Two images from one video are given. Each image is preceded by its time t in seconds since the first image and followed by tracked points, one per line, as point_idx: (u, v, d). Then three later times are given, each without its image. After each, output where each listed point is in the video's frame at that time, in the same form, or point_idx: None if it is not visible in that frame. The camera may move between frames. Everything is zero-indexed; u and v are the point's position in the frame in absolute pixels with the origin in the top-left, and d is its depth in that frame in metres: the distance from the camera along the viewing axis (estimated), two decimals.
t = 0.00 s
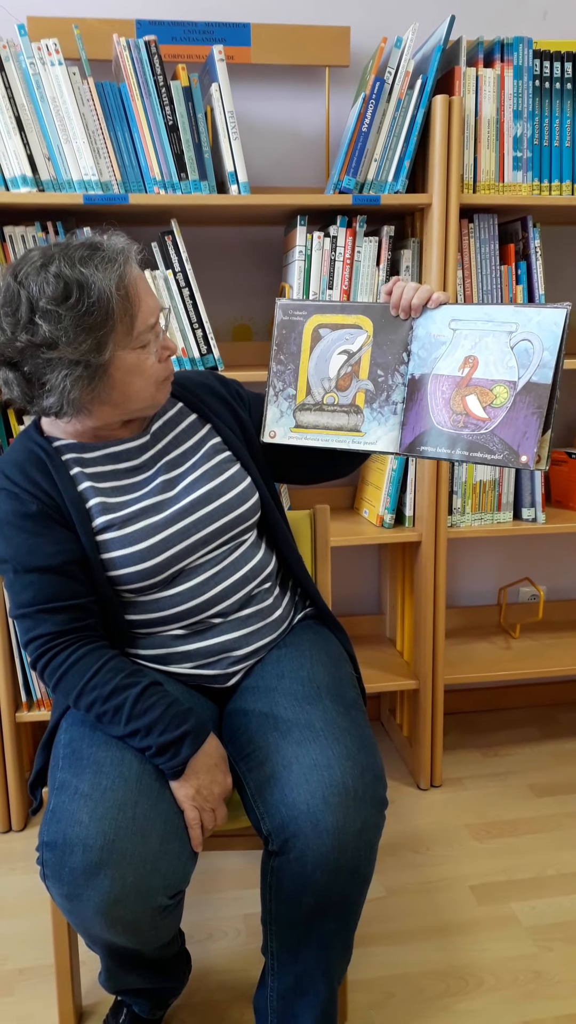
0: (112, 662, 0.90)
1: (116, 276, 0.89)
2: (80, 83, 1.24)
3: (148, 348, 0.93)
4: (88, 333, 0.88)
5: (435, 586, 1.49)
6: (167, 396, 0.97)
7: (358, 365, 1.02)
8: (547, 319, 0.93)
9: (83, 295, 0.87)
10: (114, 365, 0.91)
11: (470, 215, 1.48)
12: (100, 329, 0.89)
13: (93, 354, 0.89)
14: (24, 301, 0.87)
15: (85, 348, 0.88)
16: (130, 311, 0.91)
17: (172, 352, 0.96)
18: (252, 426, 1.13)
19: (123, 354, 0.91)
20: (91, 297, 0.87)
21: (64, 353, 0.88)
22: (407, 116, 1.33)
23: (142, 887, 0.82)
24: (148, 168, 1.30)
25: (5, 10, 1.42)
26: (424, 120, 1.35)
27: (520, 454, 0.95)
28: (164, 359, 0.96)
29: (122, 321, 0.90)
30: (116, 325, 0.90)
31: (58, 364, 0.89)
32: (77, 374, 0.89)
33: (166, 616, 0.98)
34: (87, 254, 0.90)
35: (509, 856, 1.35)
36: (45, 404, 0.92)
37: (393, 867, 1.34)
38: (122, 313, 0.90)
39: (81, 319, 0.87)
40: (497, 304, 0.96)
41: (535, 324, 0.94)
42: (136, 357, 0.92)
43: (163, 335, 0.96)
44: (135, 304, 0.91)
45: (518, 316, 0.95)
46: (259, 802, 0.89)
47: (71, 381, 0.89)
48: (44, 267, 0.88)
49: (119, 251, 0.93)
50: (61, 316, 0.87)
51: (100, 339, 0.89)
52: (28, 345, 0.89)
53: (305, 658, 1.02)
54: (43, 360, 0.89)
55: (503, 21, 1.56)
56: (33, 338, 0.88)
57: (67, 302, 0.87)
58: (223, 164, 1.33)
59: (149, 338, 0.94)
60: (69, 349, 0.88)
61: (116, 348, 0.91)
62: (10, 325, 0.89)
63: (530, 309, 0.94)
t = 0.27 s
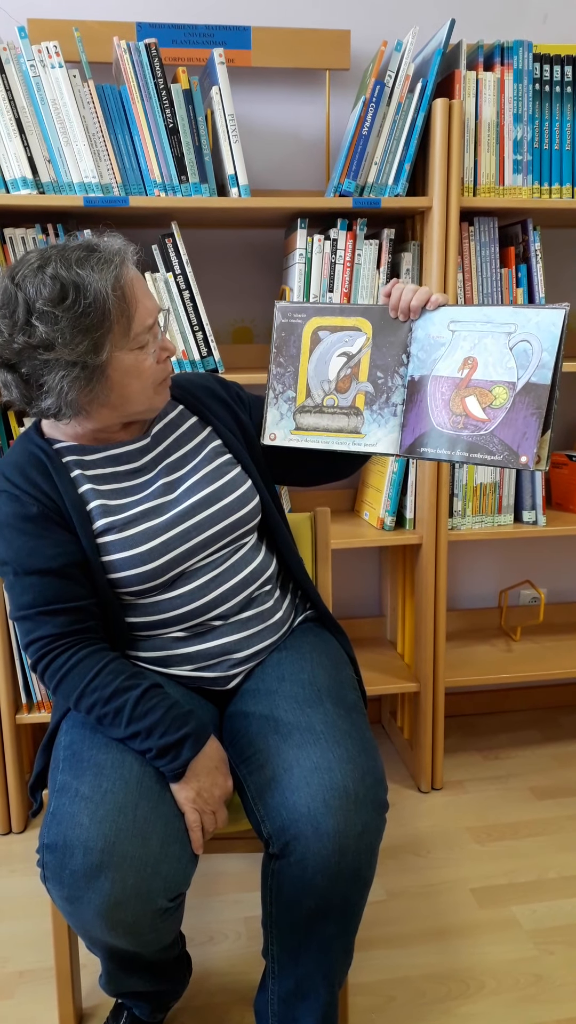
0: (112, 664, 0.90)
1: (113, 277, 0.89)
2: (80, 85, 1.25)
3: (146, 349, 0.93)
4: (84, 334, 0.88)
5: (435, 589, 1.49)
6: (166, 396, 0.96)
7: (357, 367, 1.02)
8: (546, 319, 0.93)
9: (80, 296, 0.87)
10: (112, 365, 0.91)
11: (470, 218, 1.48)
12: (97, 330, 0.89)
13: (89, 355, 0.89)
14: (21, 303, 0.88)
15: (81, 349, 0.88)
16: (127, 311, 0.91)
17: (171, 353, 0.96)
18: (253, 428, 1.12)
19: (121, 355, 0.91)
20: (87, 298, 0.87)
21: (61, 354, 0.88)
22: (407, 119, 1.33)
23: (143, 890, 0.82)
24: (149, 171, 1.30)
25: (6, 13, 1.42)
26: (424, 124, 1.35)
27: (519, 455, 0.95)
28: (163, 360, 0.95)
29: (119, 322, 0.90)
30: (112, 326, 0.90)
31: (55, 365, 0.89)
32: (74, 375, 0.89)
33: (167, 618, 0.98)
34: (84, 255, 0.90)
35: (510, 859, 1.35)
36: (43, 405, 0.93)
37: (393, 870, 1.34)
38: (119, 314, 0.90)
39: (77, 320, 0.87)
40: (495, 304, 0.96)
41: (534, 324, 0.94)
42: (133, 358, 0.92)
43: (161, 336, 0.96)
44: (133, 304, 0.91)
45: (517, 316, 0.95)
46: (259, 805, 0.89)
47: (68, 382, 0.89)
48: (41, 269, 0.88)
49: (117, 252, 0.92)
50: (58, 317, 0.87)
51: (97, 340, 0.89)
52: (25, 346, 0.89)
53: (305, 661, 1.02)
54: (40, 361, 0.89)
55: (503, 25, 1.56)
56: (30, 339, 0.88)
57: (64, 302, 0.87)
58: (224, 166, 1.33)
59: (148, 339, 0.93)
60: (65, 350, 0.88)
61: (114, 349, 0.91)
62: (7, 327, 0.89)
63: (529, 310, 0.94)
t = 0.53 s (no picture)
0: (112, 665, 0.90)
1: (110, 276, 0.89)
2: (81, 88, 1.25)
3: (145, 348, 0.93)
4: (82, 333, 0.88)
5: (435, 590, 1.49)
6: (166, 396, 0.97)
7: (358, 370, 1.02)
8: (547, 323, 0.93)
9: (77, 296, 0.87)
10: (110, 365, 0.91)
11: (470, 220, 1.49)
12: (94, 330, 0.89)
13: (88, 354, 0.89)
14: (19, 303, 0.88)
15: (79, 348, 0.88)
16: (125, 311, 0.91)
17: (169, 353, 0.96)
18: (255, 430, 1.13)
19: (119, 354, 0.91)
20: (85, 297, 0.87)
21: (59, 353, 0.88)
22: (407, 122, 1.34)
23: (143, 892, 0.82)
24: (149, 173, 1.31)
25: (7, 16, 1.42)
26: (424, 126, 1.35)
27: (520, 458, 0.95)
28: (163, 361, 0.95)
29: (117, 321, 0.90)
30: (110, 325, 0.90)
31: (53, 365, 0.89)
32: (73, 375, 0.89)
33: (166, 620, 0.98)
34: (82, 255, 0.90)
35: (510, 862, 1.35)
36: (42, 405, 0.93)
37: (393, 873, 1.34)
38: (117, 313, 0.90)
39: (75, 320, 0.87)
40: (496, 308, 0.96)
41: (535, 328, 0.93)
42: (132, 357, 0.92)
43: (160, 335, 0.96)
44: (131, 304, 0.91)
45: (518, 320, 0.95)
46: (260, 807, 0.89)
47: (66, 382, 0.89)
48: (39, 269, 0.88)
49: (114, 252, 0.92)
50: (55, 316, 0.87)
51: (95, 339, 0.89)
52: (23, 347, 0.89)
53: (305, 663, 1.02)
54: (38, 361, 0.89)
55: (503, 28, 1.56)
56: (28, 339, 0.88)
57: (61, 303, 0.87)
58: (224, 169, 1.33)
59: (146, 338, 0.93)
60: (63, 350, 0.88)
61: (112, 348, 0.91)
62: (5, 327, 0.89)
63: (529, 314, 0.94)
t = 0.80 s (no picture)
0: (112, 663, 0.90)
1: (107, 266, 0.89)
2: (80, 85, 1.24)
3: (144, 337, 0.93)
4: (78, 323, 0.88)
5: (435, 587, 1.49)
6: (168, 388, 0.96)
7: (361, 368, 1.02)
8: (551, 320, 0.94)
9: (73, 286, 0.87)
10: (108, 356, 0.91)
11: (469, 217, 1.48)
12: (90, 320, 0.89)
13: (84, 344, 0.89)
14: (17, 294, 0.89)
15: (75, 338, 0.88)
16: (122, 300, 0.90)
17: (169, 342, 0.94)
18: (258, 427, 1.12)
19: (117, 344, 0.91)
20: (81, 287, 0.87)
21: (56, 344, 0.89)
22: (406, 119, 1.33)
23: (143, 889, 0.82)
24: (148, 170, 1.30)
25: (5, 12, 1.42)
26: (424, 123, 1.35)
27: (525, 455, 0.95)
28: (164, 351, 0.94)
29: (114, 312, 0.90)
30: (107, 316, 0.90)
31: (50, 355, 0.90)
32: (69, 365, 0.90)
33: (167, 618, 0.98)
34: (80, 245, 0.90)
35: (509, 859, 1.35)
36: (41, 396, 0.94)
37: (393, 870, 1.34)
38: (114, 303, 0.90)
39: (71, 309, 0.88)
40: (501, 305, 0.96)
41: (540, 324, 0.94)
42: (130, 347, 0.92)
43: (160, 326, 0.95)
44: (128, 292, 0.91)
45: (523, 317, 0.95)
46: (259, 804, 0.89)
47: (62, 372, 0.90)
48: (37, 259, 0.89)
49: (112, 241, 0.92)
50: (52, 306, 0.88)
51: (91, 329, 0.89)
52: (21, 336, 0.90)
53: (304, 660, 1.02)
54: (36, 351, 0.91)
55: (503, 25, 1.56)
56: (25, 330, 0.89)
57: (58, 293, 0.87)
58: (223, 165, 1.33)
59: (145, 327, 0.93)
60: (59, 340, 0.88)
61: (110, 338, 0.91)
62: (4, 318, 0.90)
63: (535, 310, 0.94)
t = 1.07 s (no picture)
0: (111, 662, 0.90)
1: (100, 253, 0.89)
2: (78, 84, 1.24)
3: (138, 325, 0.92)
4: (69, 308, 0.88)
5: (434, 586, 1.49)
6: (164, 379, 0.95)
7: (365, 369, 1.02)
8: (556, 315, 0.93)
9: (66, 272, 0.87)
10: (100, 343, 0.90)
11: (468, 217, 1.48)
12: (81, 305, 0.88)
13: (75, 329, 0.89)
14: (13, 281, 0.90)
15: (66, 323, 0.88)
16: (115, 285, 0.90)
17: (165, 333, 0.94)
18: (262, 426, 1.13)
19: (110, 331, 0.90)
20: (72, 272, 0.87)
21: (47, 328, 0.88)
22: (404, 119, 1.33)
23: (143, 889, 0.82)
24: (147, 169, 1.30)
25: (4, 11, 1.42)
26: (423, 122, 1.35)
27: (537, 453, 0.95)
28: (161, 342, 0.94)
29: (108, 298, 0.90)
30: (100, 302, 0.89)
31: (41, 340, 0.90)
32: (59, 350, 0.89)
33: (168, 618, 0.98)
34: (76, 233, 0.90)
35: (508, 858, 1.35)
36: (35, 384, 0.94)
37: (392, 869, 1.34)
38: (107, 289, 0.89)
39: (62, 295, 0.88)
40: (505, 302, 0.96)
41: (545, 322, 0.94)
42: (123, 335, 0.91)
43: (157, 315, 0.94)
44: (122, 278, 0.90)
45: (528, 315, 0.95)
46: (258, 804, 0.89)
47: (53, 357, 0.89)
48: (34, 247, 0.89)
49: (109, 230, 0.92)
50: (44, 291, 0.88)
51: (82, 314, 0.88)
52: (15, 322, 0.90)
53: (304, 659, 1.02)
54: (28, 336, 0.90)
55: (501, 24, 1.56)
56: (19, 316, 0.90)
57: (51, 278, 0.88)
58: (222, 165, 1.33)
59: (139, 315, 0.92)
60: (50, 324, 0.88)
61: (102, 325, 0.90)
62: None
63: (539, 307, 0.94)
